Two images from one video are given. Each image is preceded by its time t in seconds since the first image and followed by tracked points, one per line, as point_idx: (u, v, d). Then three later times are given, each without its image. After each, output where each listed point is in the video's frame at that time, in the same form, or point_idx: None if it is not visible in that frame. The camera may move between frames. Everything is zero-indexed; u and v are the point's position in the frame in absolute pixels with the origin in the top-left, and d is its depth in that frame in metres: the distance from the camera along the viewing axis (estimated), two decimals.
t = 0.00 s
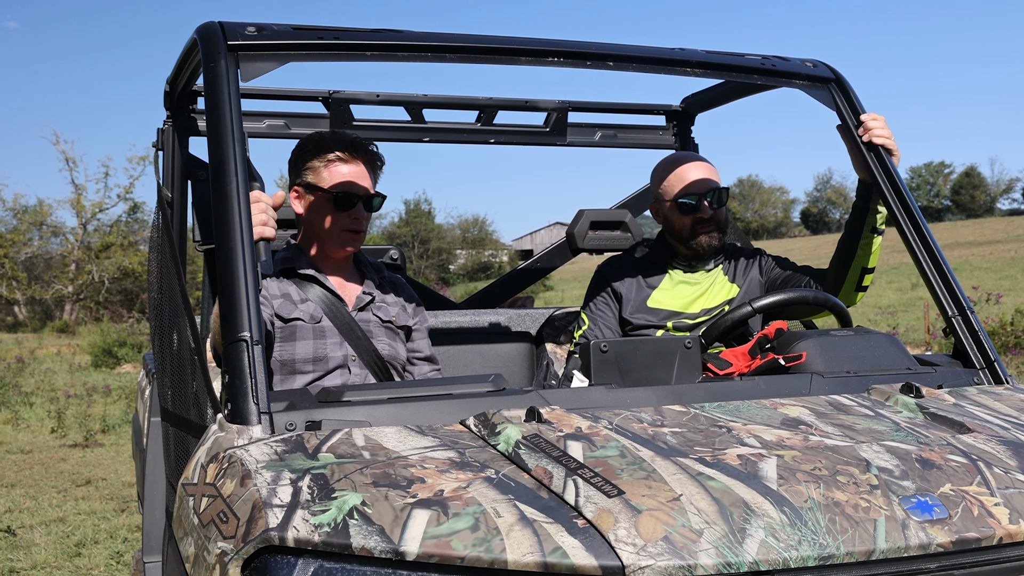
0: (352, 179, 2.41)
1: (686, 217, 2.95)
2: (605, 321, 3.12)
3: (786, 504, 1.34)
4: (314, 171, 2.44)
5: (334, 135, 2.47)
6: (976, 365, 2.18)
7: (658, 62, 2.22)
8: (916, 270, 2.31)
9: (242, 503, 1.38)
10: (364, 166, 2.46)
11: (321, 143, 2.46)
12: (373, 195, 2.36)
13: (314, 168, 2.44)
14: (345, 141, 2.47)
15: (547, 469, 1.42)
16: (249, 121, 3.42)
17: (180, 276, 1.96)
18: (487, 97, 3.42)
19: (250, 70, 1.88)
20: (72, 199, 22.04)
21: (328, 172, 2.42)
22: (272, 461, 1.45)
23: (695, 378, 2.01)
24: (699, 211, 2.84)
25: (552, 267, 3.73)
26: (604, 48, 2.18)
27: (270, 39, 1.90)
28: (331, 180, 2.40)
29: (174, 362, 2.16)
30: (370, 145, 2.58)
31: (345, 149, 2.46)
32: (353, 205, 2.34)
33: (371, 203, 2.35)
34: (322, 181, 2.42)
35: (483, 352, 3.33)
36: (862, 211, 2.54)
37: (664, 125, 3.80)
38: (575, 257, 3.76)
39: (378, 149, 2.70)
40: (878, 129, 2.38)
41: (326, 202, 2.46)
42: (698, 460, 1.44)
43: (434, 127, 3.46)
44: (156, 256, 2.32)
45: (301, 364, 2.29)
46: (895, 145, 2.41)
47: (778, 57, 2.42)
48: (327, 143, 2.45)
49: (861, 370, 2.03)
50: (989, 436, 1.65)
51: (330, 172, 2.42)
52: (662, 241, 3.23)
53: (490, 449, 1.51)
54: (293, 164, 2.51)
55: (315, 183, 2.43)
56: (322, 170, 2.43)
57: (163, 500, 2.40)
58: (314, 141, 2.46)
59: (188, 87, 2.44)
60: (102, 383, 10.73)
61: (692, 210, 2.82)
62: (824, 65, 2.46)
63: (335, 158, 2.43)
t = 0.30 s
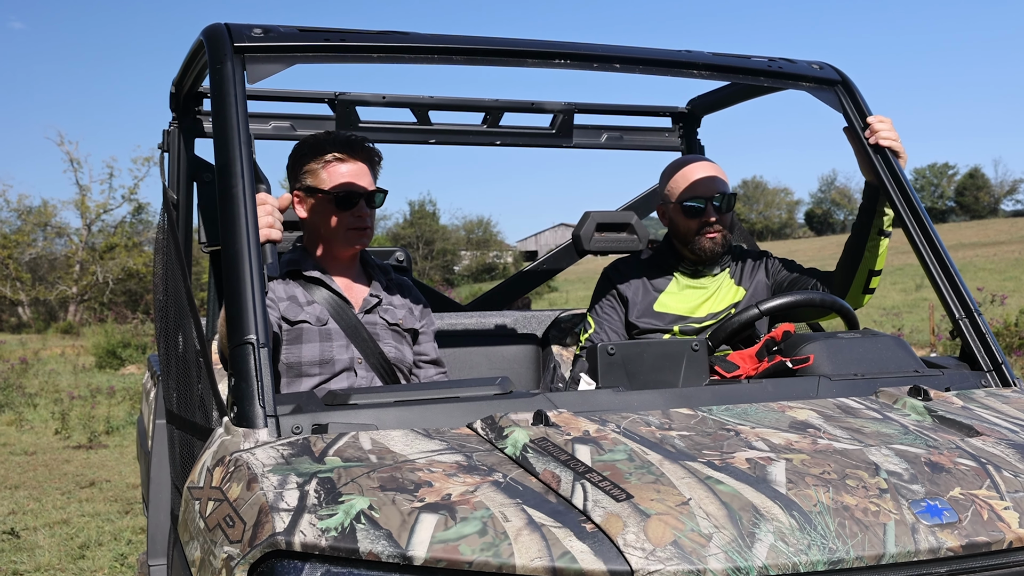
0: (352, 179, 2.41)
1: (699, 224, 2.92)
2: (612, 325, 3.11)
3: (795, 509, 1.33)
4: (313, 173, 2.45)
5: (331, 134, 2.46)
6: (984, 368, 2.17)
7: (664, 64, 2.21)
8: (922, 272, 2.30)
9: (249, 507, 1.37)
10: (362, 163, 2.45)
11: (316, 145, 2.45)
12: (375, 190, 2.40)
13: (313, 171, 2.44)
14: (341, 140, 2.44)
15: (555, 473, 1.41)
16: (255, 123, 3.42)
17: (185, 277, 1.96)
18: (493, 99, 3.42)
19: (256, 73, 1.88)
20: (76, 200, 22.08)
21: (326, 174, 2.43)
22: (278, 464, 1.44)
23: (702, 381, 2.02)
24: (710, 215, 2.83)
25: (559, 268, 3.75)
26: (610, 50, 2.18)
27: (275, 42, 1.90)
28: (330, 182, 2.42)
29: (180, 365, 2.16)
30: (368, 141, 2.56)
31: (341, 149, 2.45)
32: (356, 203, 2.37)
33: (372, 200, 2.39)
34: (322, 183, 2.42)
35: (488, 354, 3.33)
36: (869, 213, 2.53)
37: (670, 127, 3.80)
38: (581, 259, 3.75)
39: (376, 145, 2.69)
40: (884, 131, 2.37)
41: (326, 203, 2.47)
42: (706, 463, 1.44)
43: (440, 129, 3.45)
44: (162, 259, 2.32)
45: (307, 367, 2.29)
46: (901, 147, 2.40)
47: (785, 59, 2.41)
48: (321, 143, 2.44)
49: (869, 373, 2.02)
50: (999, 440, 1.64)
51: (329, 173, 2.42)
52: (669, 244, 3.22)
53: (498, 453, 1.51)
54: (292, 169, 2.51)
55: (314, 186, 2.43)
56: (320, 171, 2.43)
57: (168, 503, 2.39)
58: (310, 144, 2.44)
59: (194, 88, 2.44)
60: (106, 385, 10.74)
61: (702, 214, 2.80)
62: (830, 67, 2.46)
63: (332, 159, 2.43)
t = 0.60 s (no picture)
0: (355, 180, 2.41)
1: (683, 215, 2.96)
2: (615, 325, 3.11)
3: (801, 510, 1.32)
4: (316, 175, 2.43)
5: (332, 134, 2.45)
6: (988, 369, 2.17)
7: (668, 64, 2.21)
8: (927, 273, 2.29)
9: (253, 509, 1.37)
10: (364, 163, 2.45)
11: (317, 145, 2.43)
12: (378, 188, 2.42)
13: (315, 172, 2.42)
14: (343, 140, 2.43)
15: (561, 474, 1.41)
16: (258, 123, 3.41)
17: (188, 278, 1.96)
18: (496, 99, 3.41)
19: (258, 73, 1.87)
20: (78, 201, 22.09)
21: (331, 175, 2.41)
22: (282, 466, 1.44)
23: (706, 382, 2.01)
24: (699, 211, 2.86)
25: (562, 268, 3.72)
26: (615, 50, 2.17)
27: (278, 41, 1.89)
28: (335, 182, 2.41)
29: (182, 365, 2.15)
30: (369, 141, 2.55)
31: (344, 149, 2.43)
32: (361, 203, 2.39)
33: (376, 198, 2.40)
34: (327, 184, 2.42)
35: (492, 355, 3.31)
36: (873, 214, 2.52)
37: (674, 128, 3.79)
38: (585, 260, 3.75)
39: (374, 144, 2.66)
40: (889, 132, 2.36)
41: (330, 203, 2.46)
42: (712, 465, 1.43)
43: (444, 129, 3.45)
44: (165, 259, 2.31)
45: (310, 368, 2.29)
46: (905, 148, 2.40)
47: (790, 59, 2.40)
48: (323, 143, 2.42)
49: (874, 374, 2.02)
50: (1005, 441, 1.64)
51: (333, 174, 2.41)
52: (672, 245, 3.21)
53: (503, 454, 1.51)
54: (291, 168, 2.49)
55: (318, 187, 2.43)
56: (325, 173, 2.41)
57: (171, 504, 2.40)
58: (311, 145, 2.42)
59: (196, 88, 2.44)
60: (108, 386, 10.74)
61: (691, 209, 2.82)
62: (835, 68, 2.45)
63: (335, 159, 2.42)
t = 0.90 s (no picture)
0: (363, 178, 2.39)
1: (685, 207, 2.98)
2: (617, 326, 3.10)
3: (805, 512, 1.31)
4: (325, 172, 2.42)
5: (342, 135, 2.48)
6: (991, 370, 2.16)
7: (671, 65, 2.20)
8: (929, 274, 2.28)
9: (253, 511, 1.36)
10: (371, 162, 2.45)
11: (327, 144, 2.46)
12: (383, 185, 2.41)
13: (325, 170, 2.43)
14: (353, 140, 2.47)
15: (563, 476, 1.40)
16: (258, 123, 3.41)
17: (188, 279, 1.95)
18: (498, 100, 3.40)
19: (260, 72, 1.87)
20: (78, 201, 22.09)
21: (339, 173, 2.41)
22: (283, 468, 1.43)
23: (708, 383, 2.00)
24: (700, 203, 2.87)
25: (563, 270, 3.72)
26: (617, 51, 2.17)
27: (279, 41, 1.89)
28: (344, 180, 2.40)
29: (182, 366, 2.15)
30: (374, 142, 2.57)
31: (354, 149, 2.46)
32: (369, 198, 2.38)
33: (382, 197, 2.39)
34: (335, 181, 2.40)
35: (493, 356, 3.30)
36: (875, 215, 2.52)
37: (676, 128, 3.78)
38: (587, 260, 3.74)
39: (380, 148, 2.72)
40: (891, 133, 2.35)
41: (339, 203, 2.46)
42: (715, 467, 1.42)
43: (445, 130, 3.44)
44: (165, 260, 2.30)
45: (311, 369, 2.28)
46: (908, 148, 2.39)
47: (792, 60, 2.40)
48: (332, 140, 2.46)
49: (877, 375, 2.01)
50: (1009, 443, 1.63)
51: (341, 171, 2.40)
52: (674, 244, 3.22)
53: (505, 456, 1.50)
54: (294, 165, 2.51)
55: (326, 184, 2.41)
56: (333, 171, 2.41)
57: (171, 506, 2.39)
58: (321, 144, 2.46)
59: (196, 88, 2.43)
60: (109, 386, 10.74)
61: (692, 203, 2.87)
62: (837, 69, 2.45)
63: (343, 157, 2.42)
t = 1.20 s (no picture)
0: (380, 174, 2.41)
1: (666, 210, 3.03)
2: (617, 323, 3.09)
3: (807, 512, 1.30)
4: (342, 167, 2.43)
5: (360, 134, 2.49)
6: (993, 370, 2.15)
7: (672, 62, 2.20)
8: (931, 273, 2.27)
9: (252, 510, 1.35)
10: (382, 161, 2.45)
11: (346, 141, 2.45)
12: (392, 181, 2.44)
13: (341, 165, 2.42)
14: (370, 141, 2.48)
15: (563, 475, 1.39)
16: (258, 121, 3.40)
17: (187, 278, 1.94)
18: (498, 98, 3.40)
19: (258, 69, 1.86)
20: (78, 201, 22.09)
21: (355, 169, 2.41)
22: (281, 466, 1.42)
23: (709, 382, 1.99)
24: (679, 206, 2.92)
25: (563, 268, 3.70)
26: (618, 48, 2.16)
27: (279, 37, 1.88)
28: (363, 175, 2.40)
29: (181, 365, 2.14)
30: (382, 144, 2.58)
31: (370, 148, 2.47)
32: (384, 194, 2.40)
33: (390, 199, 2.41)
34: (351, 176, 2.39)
35: (493, 355, 3.30)
36: (877, 214, 2.51)
37: (676, 127, 3.78)
38: (587, 259, 3.74)
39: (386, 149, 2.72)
40: (893, 131, 2.35)
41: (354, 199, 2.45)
42: (716, 466, 1.41)
43: (445, 128, 3.43)
44: (164, 259, 2.30)
45: (310, 368, 2.27)
46: (910, 147, 2.38)
47: (793, 58, 2.39)
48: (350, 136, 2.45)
49: (878, 374, 2.00)
50: (1011, 442, 1.62)
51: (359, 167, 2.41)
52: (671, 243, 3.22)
53: (505, 455, 1.49)
54: (305, 156, 2.49)
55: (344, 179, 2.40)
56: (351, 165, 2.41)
57: (170, 505, 2.38)
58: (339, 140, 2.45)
59: (196, 86, 2.42)
60: (109, 386, 10.74)
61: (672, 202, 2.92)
62: (839, 67, 2.44)
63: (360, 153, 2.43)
